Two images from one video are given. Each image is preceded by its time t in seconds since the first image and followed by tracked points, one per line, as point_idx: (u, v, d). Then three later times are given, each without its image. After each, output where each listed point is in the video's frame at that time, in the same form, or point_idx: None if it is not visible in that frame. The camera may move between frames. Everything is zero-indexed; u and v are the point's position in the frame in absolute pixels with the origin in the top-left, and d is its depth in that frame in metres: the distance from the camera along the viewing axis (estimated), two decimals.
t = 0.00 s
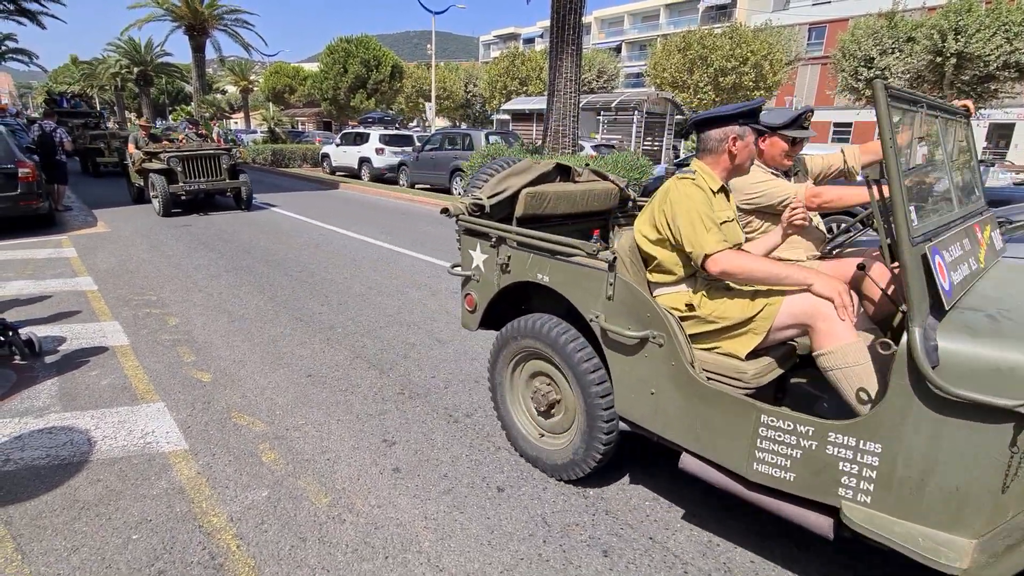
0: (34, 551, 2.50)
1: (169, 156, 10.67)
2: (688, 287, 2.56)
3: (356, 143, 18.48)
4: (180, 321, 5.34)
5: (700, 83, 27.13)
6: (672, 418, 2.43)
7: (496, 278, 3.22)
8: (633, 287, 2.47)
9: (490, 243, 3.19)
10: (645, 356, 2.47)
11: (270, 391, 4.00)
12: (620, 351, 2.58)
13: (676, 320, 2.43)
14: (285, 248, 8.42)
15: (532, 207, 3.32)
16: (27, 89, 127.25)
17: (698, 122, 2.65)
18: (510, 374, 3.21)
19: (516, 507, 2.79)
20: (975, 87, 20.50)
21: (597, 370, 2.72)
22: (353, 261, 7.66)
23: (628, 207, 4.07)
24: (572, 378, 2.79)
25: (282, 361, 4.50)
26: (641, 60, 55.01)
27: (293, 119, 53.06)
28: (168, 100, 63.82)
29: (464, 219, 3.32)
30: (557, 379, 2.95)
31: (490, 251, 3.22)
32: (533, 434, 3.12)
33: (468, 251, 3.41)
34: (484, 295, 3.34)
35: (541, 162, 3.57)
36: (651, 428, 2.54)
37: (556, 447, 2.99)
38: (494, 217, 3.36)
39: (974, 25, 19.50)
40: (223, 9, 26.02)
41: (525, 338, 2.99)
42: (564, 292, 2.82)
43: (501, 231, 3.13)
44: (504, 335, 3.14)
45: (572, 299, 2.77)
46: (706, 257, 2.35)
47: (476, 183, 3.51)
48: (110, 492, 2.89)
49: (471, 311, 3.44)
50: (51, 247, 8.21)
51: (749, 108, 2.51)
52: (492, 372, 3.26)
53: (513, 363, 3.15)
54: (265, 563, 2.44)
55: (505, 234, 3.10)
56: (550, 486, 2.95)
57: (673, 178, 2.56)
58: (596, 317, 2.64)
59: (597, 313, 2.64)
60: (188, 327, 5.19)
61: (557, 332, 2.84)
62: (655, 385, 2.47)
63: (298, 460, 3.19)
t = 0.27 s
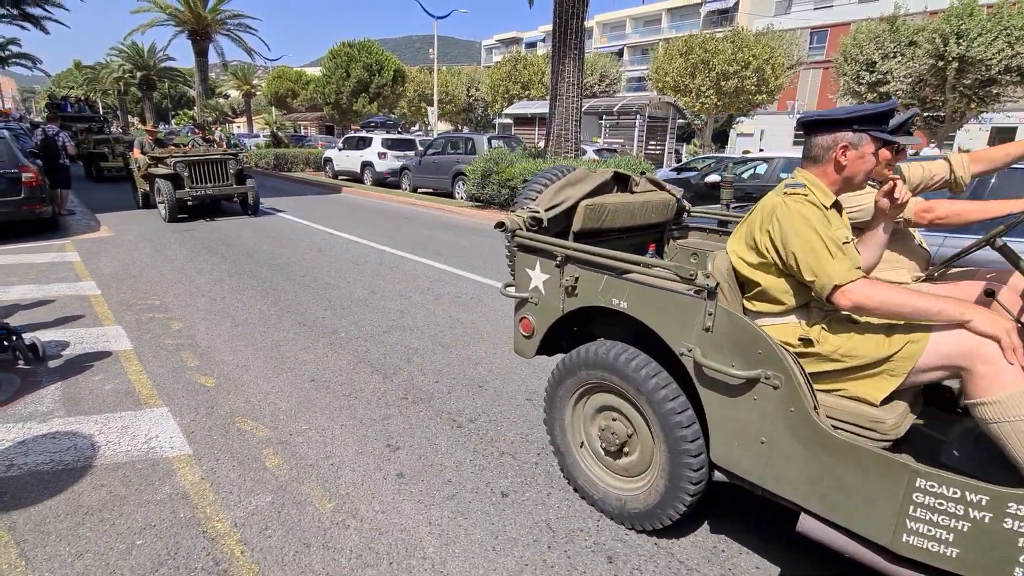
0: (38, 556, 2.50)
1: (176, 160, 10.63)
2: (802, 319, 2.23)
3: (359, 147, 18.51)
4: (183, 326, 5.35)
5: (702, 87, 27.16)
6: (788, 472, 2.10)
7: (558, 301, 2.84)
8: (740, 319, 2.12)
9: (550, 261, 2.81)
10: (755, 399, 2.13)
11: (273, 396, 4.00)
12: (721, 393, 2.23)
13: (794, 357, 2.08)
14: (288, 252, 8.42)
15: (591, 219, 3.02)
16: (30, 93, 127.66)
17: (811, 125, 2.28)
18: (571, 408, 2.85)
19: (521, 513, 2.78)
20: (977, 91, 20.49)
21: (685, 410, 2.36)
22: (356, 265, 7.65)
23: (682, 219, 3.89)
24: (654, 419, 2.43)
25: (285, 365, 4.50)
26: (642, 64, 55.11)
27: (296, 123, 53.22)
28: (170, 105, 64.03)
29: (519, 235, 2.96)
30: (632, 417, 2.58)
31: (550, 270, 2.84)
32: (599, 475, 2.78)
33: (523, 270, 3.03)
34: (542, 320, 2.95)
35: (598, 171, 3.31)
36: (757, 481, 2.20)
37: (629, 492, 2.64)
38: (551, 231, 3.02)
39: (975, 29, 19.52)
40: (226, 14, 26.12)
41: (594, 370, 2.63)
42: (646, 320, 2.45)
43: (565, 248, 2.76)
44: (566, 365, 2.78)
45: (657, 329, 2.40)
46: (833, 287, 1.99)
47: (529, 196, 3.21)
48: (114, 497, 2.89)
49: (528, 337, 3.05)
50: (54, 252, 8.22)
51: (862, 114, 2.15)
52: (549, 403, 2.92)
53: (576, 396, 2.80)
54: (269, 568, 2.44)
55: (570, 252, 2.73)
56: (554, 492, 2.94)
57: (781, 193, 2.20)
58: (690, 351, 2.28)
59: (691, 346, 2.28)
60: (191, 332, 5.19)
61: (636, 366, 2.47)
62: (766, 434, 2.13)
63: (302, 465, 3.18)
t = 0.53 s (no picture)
0: (48, 565, 2.50)
1: (189, 169, 10.67)
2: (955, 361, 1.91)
3: (366, 155, 18.58)
4: (192, 333, 5.36)
5: (708, 93, 27.15)
6: (946, 544, 1.79)
7: (638, 329, 2.54)
8: (889, 362, 1.83)
9: (631, 285, 2.53)
10: (907, 458, 1.82)
11: (282, 404, 4.00)
12: (859, 447, 1.93)
13: (958, 408, 1.78)
14: (297, 259, 8.44)
15: (663, 235, 2.90)
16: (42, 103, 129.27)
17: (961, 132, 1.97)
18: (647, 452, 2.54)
19: (530, 522, 2.76)
20: (985, 96, 20.37)
21: (804, 464, 2.06)
22: (364, 273, 7.65)
23: (748, 235, 3.81)
24: (764, 473, 2.13)
25: (293, 373, 4.50)
26: (648, 71, 55.22)
27: (304, 131, 53.59)
28: (180, 113, 64.64)
29: (592, 254, 2.67)
30: (730, 468, 2.27)
31: (629, 294, 2.55)
32: (682, 526, 2.47)
33: (593, 295, 2.72)
34: (615, 348, 2.66)
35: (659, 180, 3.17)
36: (897, 550, 1.91)
37: (723, 549, 2.33)
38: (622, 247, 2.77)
39: (982, 34, 19.43)
40: (235, 24, 26.38)
41: (686, 411, 2.32)
42: (758, 359, 2.16)
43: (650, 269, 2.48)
44: (650, 403, 2.47)
45: (772, 369, 2.12)
46: (1011, 332, 1.70)
47: (593, 206, 2.95)
48: (123, 505, 2.89)
49: (600, 369, 2.73)
50: (64, 259, 8.28)
51: None
52: (623, 443, 2.62)
53: (658, 439, 2.49)
54: None
55: (656, 276, 2.45)
56: (563, 501, 2.92)
57: (930, 214, 1.89)
58: (818, 397, 1.99)
59: (820, 391, 1.99)
60: (200, 339, 5.20)
61: (742, 410, 2.17)
62: (919, 499, 1.82)
63: (310, 474, 3.18)
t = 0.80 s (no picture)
0: (64, 571, 2.52)
1: (208, 179, 10.54)
2: None
3: (377, 163, 18.70)
4: (207, 340, 5.41)
5: (719, 100, 27.07)
6: None
7: (742, 364, 2.26)
8: None
9: (730, 314, 2.27)
10: None
11: (294, 411, 4.01)
12: None
13: None
14: (309, 267, 8.49)
15: (754, 254, 2.83)
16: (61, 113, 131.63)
17: None
18: (752, 517, 2.24)
19: (543, 532, 2.74)
20: (1000, 101, 20.15)
21: (964, 533, 1.78)
22: (376, 280, 7.68)
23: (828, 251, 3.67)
24: (913, 541, 1.83)
25: (306, 381, 4.52)
26: (658, 78, 55.23)
27: (316, 140, 54.09)
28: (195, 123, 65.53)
29: (684, 279, 2.46)
30: (870, 544, 1.96)
31: (731, 324, 2.28)
32: None
33: (685, 321, 2.45)
34: (713, 386, 2.37)
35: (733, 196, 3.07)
36: None
37: None
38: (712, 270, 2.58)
39: (997, 39, 19.25)
40: (249, 35, 26.76)
41: (807, 462, 2.03)
42: (907, 405, 1.88)
43: (759, 300, 2.21)
44: (758, 450, 2.18)
45: (930, 419, 1.83)
46: None
47: (672, 229, 2.84)
48: (138, 512, 2.91)
49: (692, 409, 2.44)
50: (81, 267, 8.40)
51: None
52: (720, 493, 2.32)
53: (765, 491, 2.19)
54: None
55: (776, 306, 2.16)
56: (576, 511, 2.90)
57: None
58: (998, 459, 1.69)
59: (999, 452, 1.69)
60: (214, 346, 5.24)
61: (894, 472, 1.87)
62: None
63: (323, 482, 3.18)
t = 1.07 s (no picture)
0: None
1: (228, 189, 10.43)
2: None
3: (389, 170, 18.82)
4: (221, 346, 5.46)
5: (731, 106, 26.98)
6: None
7: (884, 415, 1.95)
8: None
9: (872, 355, 1.96)
10: None
11: (307, 417, 4.03)
12: None
13: None
14: (322, 274, 8.55)
15: (875, 278, 2.42)
16: (80, 123, 134.09)
17: None
18: None
19: (556, 540, 2.73)
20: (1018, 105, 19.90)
21: None
22: (388, 287, 7.72)
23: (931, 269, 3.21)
24: None
25: (319, 387, 4.54)
26: (669, 84, 55.20)
27: (329, 147, 54.62)
28: (211, 132, 66.45)
29: (806, 312, 2.10)
30: None
31: (871, 366, 1.96)
32: None
33: (802, 361, 2.13)
34: (840, 436, 2.06)
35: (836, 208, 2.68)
36: None
37: None
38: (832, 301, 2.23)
39: (1013, 42, 19.04)
40: (264, 44, 27.13)
41: (980, 534, 1.70)
42: None
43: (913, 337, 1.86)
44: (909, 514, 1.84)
45: None
46: None
47: (775, 248, 2.44)
48: (153, 517, 2.94)
49: (816, 464, 2.11)
50: (98, 274, 8.52)
51: None
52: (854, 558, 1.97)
53: (918, 562, 1.84)
54: None
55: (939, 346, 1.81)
56: (589, 520, 2.88)
57: None
58: None
59: None
60: (229, 352, 5.29)
61: None
62: None
63: (335, 488, 3.19)
